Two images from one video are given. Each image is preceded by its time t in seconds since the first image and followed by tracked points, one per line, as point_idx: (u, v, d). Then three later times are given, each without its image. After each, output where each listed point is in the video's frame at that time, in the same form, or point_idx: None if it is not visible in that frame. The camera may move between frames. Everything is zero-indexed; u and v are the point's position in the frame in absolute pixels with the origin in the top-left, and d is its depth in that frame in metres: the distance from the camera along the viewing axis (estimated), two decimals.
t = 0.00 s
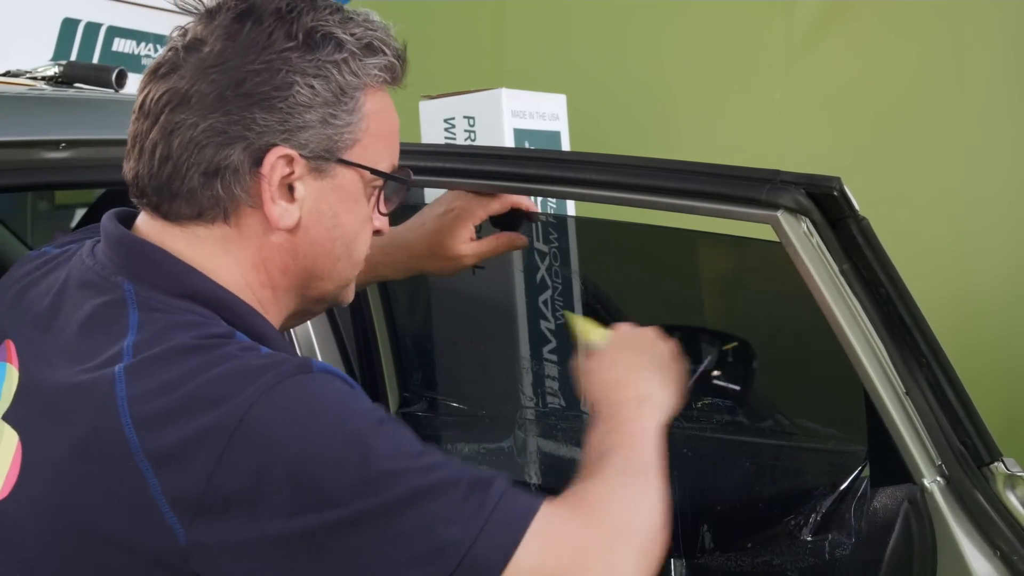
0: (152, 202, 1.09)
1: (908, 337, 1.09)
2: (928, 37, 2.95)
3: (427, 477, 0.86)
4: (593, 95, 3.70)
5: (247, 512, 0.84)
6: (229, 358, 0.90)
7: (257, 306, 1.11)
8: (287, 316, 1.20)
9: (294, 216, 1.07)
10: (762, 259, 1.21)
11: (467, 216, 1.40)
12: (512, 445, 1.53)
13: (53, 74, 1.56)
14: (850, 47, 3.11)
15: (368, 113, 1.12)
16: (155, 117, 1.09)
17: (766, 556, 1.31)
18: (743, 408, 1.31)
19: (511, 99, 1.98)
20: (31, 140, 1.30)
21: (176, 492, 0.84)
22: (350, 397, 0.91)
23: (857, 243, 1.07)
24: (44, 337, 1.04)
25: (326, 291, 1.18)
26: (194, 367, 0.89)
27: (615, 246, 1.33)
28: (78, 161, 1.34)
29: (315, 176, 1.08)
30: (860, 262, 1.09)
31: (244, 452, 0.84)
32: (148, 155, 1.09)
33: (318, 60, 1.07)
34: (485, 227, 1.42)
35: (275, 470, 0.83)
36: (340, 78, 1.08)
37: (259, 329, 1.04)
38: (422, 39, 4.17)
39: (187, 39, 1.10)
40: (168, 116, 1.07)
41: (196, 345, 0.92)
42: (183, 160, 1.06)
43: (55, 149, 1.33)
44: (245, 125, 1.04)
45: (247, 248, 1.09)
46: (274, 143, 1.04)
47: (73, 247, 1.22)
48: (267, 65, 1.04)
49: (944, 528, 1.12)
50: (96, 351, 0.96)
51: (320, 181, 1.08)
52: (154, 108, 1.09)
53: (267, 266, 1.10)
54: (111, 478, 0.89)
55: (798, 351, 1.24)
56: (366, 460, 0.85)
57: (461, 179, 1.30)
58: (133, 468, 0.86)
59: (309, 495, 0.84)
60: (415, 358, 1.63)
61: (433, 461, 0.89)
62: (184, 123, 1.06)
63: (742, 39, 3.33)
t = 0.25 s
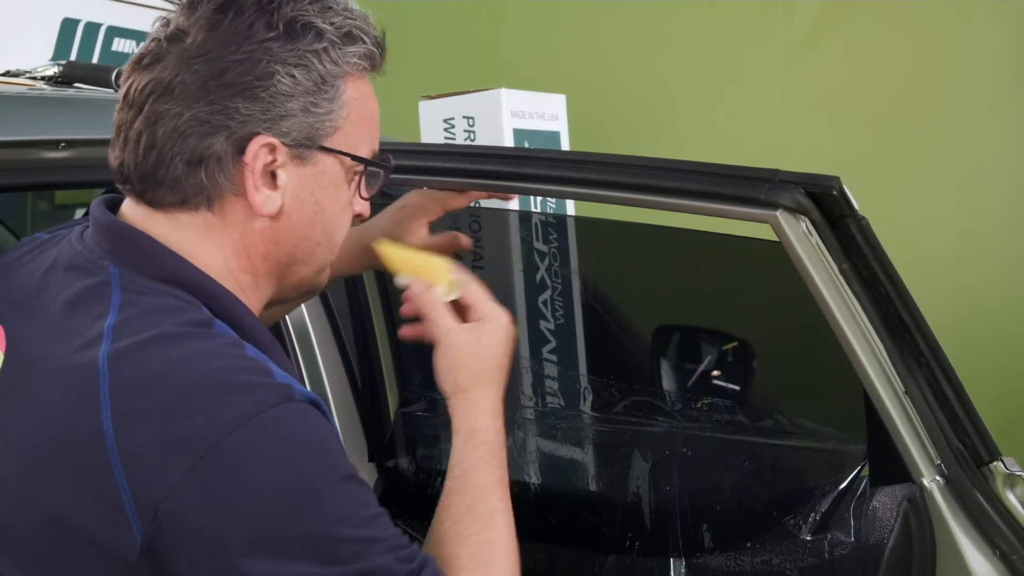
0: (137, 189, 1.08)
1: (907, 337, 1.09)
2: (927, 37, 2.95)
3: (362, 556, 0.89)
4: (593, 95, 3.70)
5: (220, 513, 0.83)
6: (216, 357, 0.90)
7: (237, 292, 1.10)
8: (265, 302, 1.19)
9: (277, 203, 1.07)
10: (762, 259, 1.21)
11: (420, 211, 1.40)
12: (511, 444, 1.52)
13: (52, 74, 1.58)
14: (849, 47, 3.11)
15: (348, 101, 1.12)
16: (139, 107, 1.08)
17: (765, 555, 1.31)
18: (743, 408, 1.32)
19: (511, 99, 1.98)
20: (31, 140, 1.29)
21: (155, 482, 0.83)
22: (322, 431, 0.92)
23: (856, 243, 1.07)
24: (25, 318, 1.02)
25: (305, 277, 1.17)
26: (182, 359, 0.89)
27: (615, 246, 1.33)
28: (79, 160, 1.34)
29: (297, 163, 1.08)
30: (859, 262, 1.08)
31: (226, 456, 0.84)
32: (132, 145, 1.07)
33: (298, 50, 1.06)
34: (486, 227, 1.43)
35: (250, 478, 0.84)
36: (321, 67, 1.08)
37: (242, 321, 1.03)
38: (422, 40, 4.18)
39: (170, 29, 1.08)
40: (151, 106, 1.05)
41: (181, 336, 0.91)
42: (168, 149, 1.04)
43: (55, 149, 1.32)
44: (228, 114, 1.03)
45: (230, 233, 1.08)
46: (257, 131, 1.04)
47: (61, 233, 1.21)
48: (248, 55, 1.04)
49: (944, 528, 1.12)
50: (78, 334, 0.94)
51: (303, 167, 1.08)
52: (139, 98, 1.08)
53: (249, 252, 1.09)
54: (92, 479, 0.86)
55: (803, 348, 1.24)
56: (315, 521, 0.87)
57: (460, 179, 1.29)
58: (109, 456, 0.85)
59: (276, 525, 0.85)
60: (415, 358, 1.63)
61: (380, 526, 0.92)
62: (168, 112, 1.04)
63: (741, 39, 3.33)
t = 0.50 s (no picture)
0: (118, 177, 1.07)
1: (907, 337, 1.08)
2: (928, 37, 2.95)
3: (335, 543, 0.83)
4: (593, 95, 3.70)
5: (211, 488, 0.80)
6: (203, 329, 0.86)
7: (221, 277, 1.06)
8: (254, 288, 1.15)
9: (252, 191, 1.03)
10: (763, 260, 1.21)
11: (377, 209, 1.44)
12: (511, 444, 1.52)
13: (52, 74, 1.57)
14: (850, 47, 3.11)
15: (326, 92, 1.08)
16: (120, 98, 1.07)
17: (764, 555, 1.32)
18: (743, 408, 1.31)
19: (511, 99, 1.98)
20: (30, 140, 1.29)
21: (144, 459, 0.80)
22: (307, 418, 0.87)
23: (857, 243, 1.07)
24: (21, 300, 1.00)
25: (290, 266, 1.13)
26: (171, 331, 0.85)
27: (615, 245, 1.33)
28: (78, 160, 1.34)
29: (272, 152, 1.04)
30: (859, 261, 1.08)
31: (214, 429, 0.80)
32: (113, 135, 1.07)
33: (270, 41, 1.04)
34: (485, 227, 1.42)
35: (237, 451, 0.80)
36: (293, 57, 1.04)
37: (227, 298, 0.99)
38: (422, 40, 4.18)
39: (155, 24, 1.08)
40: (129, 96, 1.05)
41: (170, 308, 0.88)
42: (142, 137, 1.03)
43: (55, 149, 1.32)
44: (199, 103, 1.01)
45: (208, 221, 1.04)
46: (228, 120, 1.01)
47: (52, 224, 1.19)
48: (220, 46, 1.02)
49: (943, 527, 1.12)
50: (72, 310, 0.92)
51: (278, 156, 1.04)
52: (120, 89, 1.08)
53: (231, 240, 1.06)
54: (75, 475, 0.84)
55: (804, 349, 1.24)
56: (287, 501, 0.82)
57: (460, 178, 1.29)
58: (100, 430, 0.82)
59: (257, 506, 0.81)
60: (415, 359, 1.63)
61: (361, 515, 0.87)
62: (143, 101, 1.03)
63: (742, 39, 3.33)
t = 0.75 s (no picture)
0: (114, 160, 1.09)
1: (907, 336, 1.08)
2: (928, 37, 2.95)
3: (304, 522, 0.85)
4: (593, 95, 3.70)
5: (176, 458, 0.82)
6: (180, 305, 0.88)
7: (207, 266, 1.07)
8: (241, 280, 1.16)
9: (243, 181, 1.05)
10: (764, 259, 1.20)
11: (364, 214, 1.48)
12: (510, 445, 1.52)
13: (52, 74, 1.57)
14: (849, 47, 3.11)
15: (323, 91, 1.11)
16: (121, 84, 1.10)
17: (764, 554, 1.32)
18: (743, 407, 1.32)
19: (511, 99, 1.98)
20: (30, 139, 1.29)
21: (114, 428, 0.83)
22: (286, 398, 0.90)
23: (856, 243, 1.06)
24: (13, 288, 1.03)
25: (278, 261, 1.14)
26: (146, 306, 0.88)
27: (615, 245, 1.32)
28: (78, 160, 1.34)
29: (266, 145, 1.06)
30: (860, 260, 1.08)
31: (182, 400, 0.82)
32: (112, 119, 1.10)
33: (270, 36, 1.07)
34: (485, 227, 1.42)
35: (204, 424, 0.82)
36: (293, 53, 1.07)
37: (214, 281, 1.01)
38: (422, 40, 4.18)
39: (158, 14, 1.11)
40: (130, 82, 1.08)
41: (144, 286, 0.90)
42: (138, 122, 1.05)
43: (54, 149, 1.32)
44: (196, 91, 1.03)
45: (199, 209, 1.06)
46: (223, 110, 1.03)
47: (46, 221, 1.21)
48: (222, 36, 1.05)
49: (943, 527, 1.12)
50: (58, 292, 0.95)
51: (271, 149, 1.06)
52: (122, 75, 1.10)
53: (219, 229, 1.07)
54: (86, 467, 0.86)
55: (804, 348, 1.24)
56: (259, 476, 0.84)
57: (461, 178, 1.29)
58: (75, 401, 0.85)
59: (227, 477, 0.83)
60: (415, 358, 1.63)
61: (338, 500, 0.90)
62: (143, 87, 1.06)
63: (742, 39, 3.33)
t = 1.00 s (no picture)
0: (120, 166, 1.09)
1: (907, 336, 1.08)
2: (928, 36, 2.95)
3: (363, 467, 0.97)
4: (593, 95, 3.70)
5: (240, 435, 0.89)
6: (203, 293, 0.96)
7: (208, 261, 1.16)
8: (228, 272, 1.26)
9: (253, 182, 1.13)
10: (765, 260, 1.19)
11: (351, 214, 1.47)
12: (512, 445, 1.52)
13: (52, 74, 1.57)
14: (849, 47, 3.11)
15: (312, 90, 1.20)
16: (121, 88, 1.08)
17: (765, 556, 1.33)
18: (744, 407, 1.31)
19: (511, 99, 1.98)
20: (31, 140, 1.28)
21: (172, 416, 0.88)
22: (304, 358, 0.99)
23: (857, 243, 1.06)
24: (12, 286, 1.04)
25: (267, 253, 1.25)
26: (167, 295, 0.94)
27: (615, 245, 1.31)
28: (78, 160, 1.32)
29: (271, 145, 1.14)
30: (860, 261, 1.08)
31: (232, 382, 0.90)
32: (116, 123, 1.08)
33: (276, 39, 1.12)
34: (485, 228, 1.41)
35: (262, 398, 0.91)
36: (296, 57, 1.14)
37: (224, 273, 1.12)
38: (421, 40, 4.18)
39: (147, 13, 1.09)
40: (136, 87, 1.07)
41: (164, 277, 0.97)
42: (156, 129, 1.06)
43: (55, 149, 1.31)
44: (217, 96, 1.07)
45: (204, 209, 1.13)
46: (240, 113, 1.08)
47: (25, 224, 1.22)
48: (234, 41, 1.08)
49: (944, 527, 1.13)
50: (61, 286, 0.97)
51: (274, 150, 1.15)
52: (119, 79, 1.08)
53: (221, 228, 1.15)
54: (105, 458, 0.89)
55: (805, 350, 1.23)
56: (320, 434, 0.94)
57: (462, 179, 1.29)
58: (117, 394, 0.89)
59: (290, 440, 0.92)
60: (415, 358, 1.64)
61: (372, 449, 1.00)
62: (156, 93, 1.06)
63: (741, 39, 3.33)
